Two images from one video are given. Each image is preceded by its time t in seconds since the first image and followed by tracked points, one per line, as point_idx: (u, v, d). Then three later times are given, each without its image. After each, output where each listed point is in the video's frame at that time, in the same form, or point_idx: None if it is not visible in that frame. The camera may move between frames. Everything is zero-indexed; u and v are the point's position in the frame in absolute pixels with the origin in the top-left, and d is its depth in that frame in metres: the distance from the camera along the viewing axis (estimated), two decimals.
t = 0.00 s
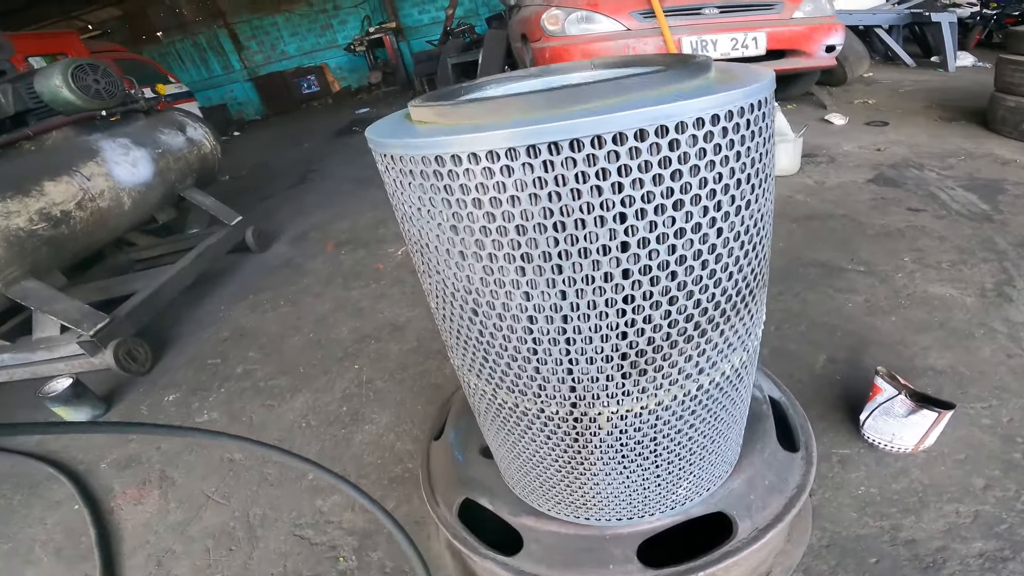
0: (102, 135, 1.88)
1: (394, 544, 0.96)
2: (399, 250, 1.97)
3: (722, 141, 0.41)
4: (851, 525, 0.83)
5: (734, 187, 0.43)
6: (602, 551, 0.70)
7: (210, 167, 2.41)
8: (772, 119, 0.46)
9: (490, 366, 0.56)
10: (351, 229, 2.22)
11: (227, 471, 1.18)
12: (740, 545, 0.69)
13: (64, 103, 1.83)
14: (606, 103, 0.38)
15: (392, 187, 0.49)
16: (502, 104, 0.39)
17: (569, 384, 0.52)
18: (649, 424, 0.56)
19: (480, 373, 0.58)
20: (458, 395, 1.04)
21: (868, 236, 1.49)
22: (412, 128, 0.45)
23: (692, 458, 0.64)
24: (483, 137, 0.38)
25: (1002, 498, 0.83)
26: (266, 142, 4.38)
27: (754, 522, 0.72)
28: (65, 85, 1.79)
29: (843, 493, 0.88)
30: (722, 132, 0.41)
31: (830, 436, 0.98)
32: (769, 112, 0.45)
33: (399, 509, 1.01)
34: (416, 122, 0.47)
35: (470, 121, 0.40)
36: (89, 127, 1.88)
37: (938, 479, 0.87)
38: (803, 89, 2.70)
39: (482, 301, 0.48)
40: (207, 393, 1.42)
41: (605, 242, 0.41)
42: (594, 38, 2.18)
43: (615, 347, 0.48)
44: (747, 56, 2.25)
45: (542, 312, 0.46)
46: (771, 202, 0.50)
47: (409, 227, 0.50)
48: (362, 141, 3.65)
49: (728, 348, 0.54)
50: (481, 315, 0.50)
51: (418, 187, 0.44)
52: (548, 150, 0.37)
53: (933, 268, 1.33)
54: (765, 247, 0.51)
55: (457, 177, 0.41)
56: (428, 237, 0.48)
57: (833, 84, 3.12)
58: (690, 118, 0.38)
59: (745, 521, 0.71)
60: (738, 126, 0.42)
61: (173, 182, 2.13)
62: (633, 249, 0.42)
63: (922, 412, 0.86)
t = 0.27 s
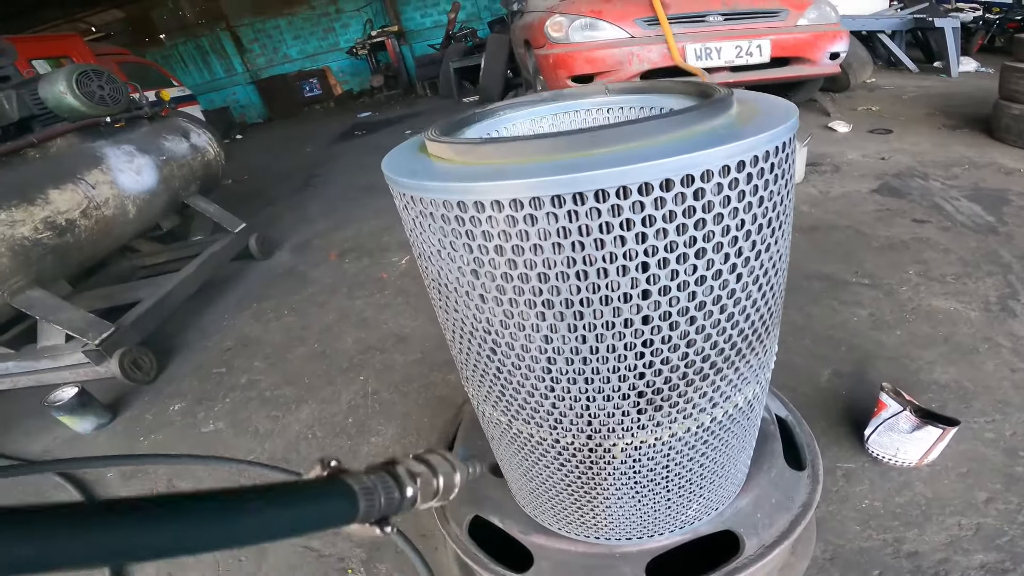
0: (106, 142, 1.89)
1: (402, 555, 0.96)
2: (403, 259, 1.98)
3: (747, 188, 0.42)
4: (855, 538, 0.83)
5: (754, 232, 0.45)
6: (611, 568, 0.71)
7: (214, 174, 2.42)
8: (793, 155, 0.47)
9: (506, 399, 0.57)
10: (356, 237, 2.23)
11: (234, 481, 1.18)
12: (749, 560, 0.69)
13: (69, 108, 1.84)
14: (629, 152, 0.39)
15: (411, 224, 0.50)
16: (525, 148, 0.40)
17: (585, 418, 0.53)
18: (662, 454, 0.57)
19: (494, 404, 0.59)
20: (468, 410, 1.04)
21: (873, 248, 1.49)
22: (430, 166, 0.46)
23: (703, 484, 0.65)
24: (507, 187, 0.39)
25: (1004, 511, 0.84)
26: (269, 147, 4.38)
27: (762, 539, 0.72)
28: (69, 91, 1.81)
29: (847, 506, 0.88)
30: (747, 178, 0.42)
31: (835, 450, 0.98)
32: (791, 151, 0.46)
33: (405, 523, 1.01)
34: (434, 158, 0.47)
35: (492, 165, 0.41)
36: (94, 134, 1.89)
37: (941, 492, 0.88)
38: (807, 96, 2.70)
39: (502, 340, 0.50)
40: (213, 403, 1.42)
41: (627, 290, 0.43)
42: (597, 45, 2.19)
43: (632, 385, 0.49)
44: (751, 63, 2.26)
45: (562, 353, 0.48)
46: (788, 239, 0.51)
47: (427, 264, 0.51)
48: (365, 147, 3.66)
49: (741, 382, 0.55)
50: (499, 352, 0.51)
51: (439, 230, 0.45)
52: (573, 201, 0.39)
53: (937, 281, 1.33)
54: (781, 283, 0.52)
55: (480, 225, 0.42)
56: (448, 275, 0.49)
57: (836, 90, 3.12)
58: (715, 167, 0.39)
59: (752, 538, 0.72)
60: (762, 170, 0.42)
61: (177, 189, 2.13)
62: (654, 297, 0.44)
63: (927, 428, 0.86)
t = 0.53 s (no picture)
0: (111, 146, 1.90)
1: (406, 559, 0.96)
2: (406, 265, 1.98)
3: (754, 208, 0.43)
4: (855, 542, 0.84)
5: (761, 250, 0.45)
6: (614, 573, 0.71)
7: (217, 178, 2.43)
8: (799, 173, 0.47)
9: (513, 410, 0.57)
10: (358, 241, 2.24)
11: (238, 485, 1.19)
12: (750, 566, 0.70)
13: (73, 112, 1.86)
14: (639, 173, 0.40)
15: (421, 238, 0.50)
16: (536, 168, 0.41)
17: (592, 429, 0.53)
18: (667, 464, 0.58)
19: (501, 414, 0.60)
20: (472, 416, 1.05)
21: (875, 255, 1.50)
22: (441, 182, 0.47)
23: (707, 491, 0.66)
24: (518, 206, 0.39)
25: (1003, 516, 0.84)
26: (271, 150, 4.40)
27: (763, 545, 0.72)
28: (74, 95, 1.83)
29: (847, 512, 0.88)
30: (755, 197, 0.42)
31: (836, 456, 0.98)
32: (797, 168, 0.46)
33: (408, 527, 1.01)
34: (444, 173, 0.48)
35: (504, 184, 0.42)
36: (99, 138, 1.90)
37: (942, 498, 0.88)
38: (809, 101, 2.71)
39: (511, 354, 0.51)
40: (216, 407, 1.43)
41: (635, 307, 0.44)
42: (599, 50, 2.20)
43: (638, 397, 0.50)
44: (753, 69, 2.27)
45: (571, 367, 0.48)
46: (793, 253, 0.52)
47: (437, 277, 0.52)
48: (368, 151, 3.67)
49: (746, 394, 0.56)
50: (508, 364, 0.52)
51: (450, 246, 0.46)
52: (584, 221, 0.39)
53: (938, 288, 1.33)
54: (786, 297, 0.53)
55: (492, 243, 0.43)
56: (458, 289, 0.50)
57: (838, 95, 3.13)
58: (725, 188, 0.40)
59: (754, 544, 0.72)
60: (769, 190, 0.43)
61: (180, 192, 2.14)
62: (661, 314, 0.45)
63: (928, 435, 0.86)
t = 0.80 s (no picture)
0: (115, 147, 1.91)
1: (407, 559, 0.97)
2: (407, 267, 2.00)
3: (750, 210, 0.44)
4: (853, 543, 0.85)
5: (757, 251, 0.46)
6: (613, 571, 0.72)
7: (219, 179, 2.44)
8: (794, 177, 0.48)
9: (515, 407, 0.58)
10: (360, 243, 2.25)
11: (239, 485, 1.20)
12: (748, 565, 0.71)
13: (78, 113, 1.87)
14: (639, 175, 0.41)
15: (426, 239, 0.52)
16: (540, 170, 0.42)
17: (593, 426, 0.54)
18: (666, 461, 0.59)
19: (503, 412, 0.61)
20: (473, 416, 1.06)
21: (874, 258, 1.51)
22: (447, 184, 0.48)
23: (705, 489, 0.67)
24: (522, 208, 0.40)
25: (1000, 517, 0.85)
26: (273, 152, 4.42)
27: (761, 544, 0.73)
28: (79, 96, 1.84)
29: (845, 513, 0.89)
30: (751, 200, 0.43)
31: (833, 457, 0.99)
32: (792, 172, 0.47)
33: (409, 527, 1.02)
34: (449, 175, 0.49)
35: (508, 185, 0.43)
36: (103, 139, 1.91)
37: (939, 498, 0.89)
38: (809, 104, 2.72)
39: (514, 352, 0.52)
40: (218, 408, 1.44)
41: (635, 306, 0.45)
42: (600, 54, 2.21)
43: (638, 394, 0.51)
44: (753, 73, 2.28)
45: (572, 364, 0.49)
46: (788, 255, 0.53)
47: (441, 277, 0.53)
48: (370, 153, 3.69)
49: (743, 392, 0.57)
50: (511, 362, 0.53)
51: (455, 247, 0.47)
52: (585, 222, 0.40)
53: (937, 291, 1.34)
54: (781, 298, 0.54)
55: (496, 243, 0.44)
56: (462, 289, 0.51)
57: (839, 99, 3.14)
58: (721, 191, 0.41)
59: (752, 542, 0.73)
60: (765, 193, 0.44)
61: (183, 194, 2.16)
62: (660, 312, 0.45)
63: (925, 436, 0.87)
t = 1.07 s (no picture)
0: (118, 150, 1.92)
1: (409, 562, 0.98)
2: (409, 271, 2.00)
3: (750, 224, 0.45)
4: (851, 547, 0.85)
5: (757, 263, 0.47)
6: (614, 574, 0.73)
7: (221, 182, 2.46)
8: (794, 191, 0.49)
9: (520, 414, 0.59)
10: (362, 247, 2.26)
11: (241, 488, 1.20)
12: (747, 568, 0.71)
13: (81, 116, 1.88)
14: (643, 190, 0.42)
15: (432, 250, 0.52)
16: (546, 185, 0.43)
17: (595, 433, 0.55)
18: (667, 467, 0.60)
19: (507, 418, 0.62)
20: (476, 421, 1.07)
21: (873, 264, 1.51)
22: (454, 197, 0.49)
23: (706, 494, 0.67)
24: (529, 223, 0.41)
25: (998, 521, 0.85)
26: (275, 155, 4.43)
27: (760, 548, 0.74)
28: (82, 99, 1.85)
29: (844, 516, 0.90)
30: (751, 214, 0.44)
31: (832, 461, 1.00)
32: (792, 185, 0.48)
33: (411, 530, 1.03)
34: (456, 187, 0.50)
35: (515, 200, 0.44)
36: (106, 142, 1.92)
37: (937, 502, 0.89)
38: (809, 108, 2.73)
39: (519, 361, 0.52)
40: (220, 411, 1.45)
41: (638, 317, 0.46)
42: (600, 59, 2.22)
43: (640, 403, 0.52)
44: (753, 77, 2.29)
45: (576, 373, 0.50)
46: (788, 266, 0.54)
47: (446, 287, 0.54)
48: (371, 156, 3.70)
49: (743, 400, 0.58)
50: (516, 371, 0.54)
51: (461, 259, 0.48)
52: (590, 237, 0.41)
53: (936, 297, 1.35)
54: (781, 308, 0.54)
55: (502, 256, 0.45)
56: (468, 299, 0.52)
57: (839, 103, 3.15)
58: (722, 206, 0.42)
59: (751, 546, 0.74)
60: (765, 208, 0.45)
61: (186, 197, 2.17)
62: (662, 323, 0.46)
63: (923, 441, 0.88)
